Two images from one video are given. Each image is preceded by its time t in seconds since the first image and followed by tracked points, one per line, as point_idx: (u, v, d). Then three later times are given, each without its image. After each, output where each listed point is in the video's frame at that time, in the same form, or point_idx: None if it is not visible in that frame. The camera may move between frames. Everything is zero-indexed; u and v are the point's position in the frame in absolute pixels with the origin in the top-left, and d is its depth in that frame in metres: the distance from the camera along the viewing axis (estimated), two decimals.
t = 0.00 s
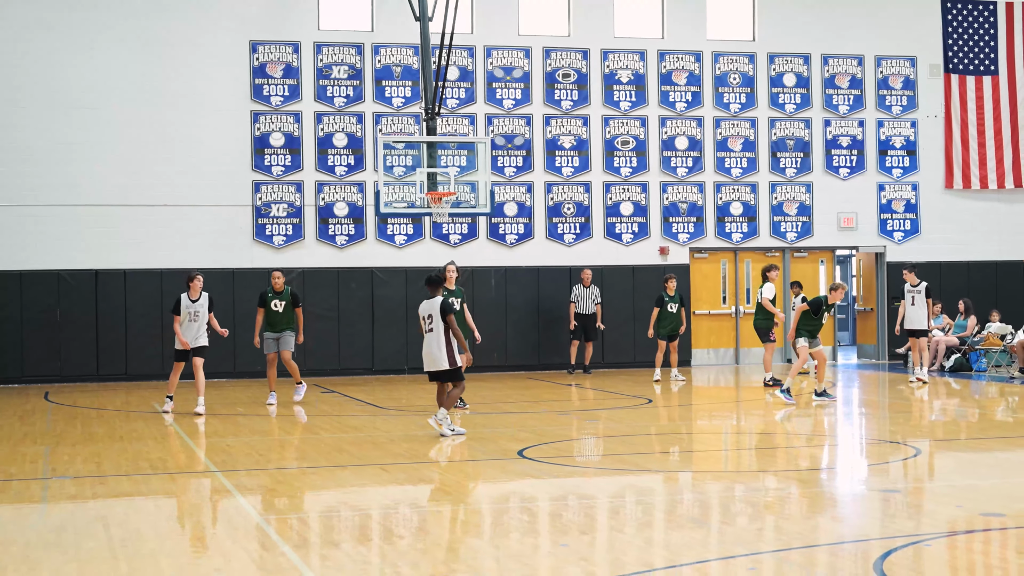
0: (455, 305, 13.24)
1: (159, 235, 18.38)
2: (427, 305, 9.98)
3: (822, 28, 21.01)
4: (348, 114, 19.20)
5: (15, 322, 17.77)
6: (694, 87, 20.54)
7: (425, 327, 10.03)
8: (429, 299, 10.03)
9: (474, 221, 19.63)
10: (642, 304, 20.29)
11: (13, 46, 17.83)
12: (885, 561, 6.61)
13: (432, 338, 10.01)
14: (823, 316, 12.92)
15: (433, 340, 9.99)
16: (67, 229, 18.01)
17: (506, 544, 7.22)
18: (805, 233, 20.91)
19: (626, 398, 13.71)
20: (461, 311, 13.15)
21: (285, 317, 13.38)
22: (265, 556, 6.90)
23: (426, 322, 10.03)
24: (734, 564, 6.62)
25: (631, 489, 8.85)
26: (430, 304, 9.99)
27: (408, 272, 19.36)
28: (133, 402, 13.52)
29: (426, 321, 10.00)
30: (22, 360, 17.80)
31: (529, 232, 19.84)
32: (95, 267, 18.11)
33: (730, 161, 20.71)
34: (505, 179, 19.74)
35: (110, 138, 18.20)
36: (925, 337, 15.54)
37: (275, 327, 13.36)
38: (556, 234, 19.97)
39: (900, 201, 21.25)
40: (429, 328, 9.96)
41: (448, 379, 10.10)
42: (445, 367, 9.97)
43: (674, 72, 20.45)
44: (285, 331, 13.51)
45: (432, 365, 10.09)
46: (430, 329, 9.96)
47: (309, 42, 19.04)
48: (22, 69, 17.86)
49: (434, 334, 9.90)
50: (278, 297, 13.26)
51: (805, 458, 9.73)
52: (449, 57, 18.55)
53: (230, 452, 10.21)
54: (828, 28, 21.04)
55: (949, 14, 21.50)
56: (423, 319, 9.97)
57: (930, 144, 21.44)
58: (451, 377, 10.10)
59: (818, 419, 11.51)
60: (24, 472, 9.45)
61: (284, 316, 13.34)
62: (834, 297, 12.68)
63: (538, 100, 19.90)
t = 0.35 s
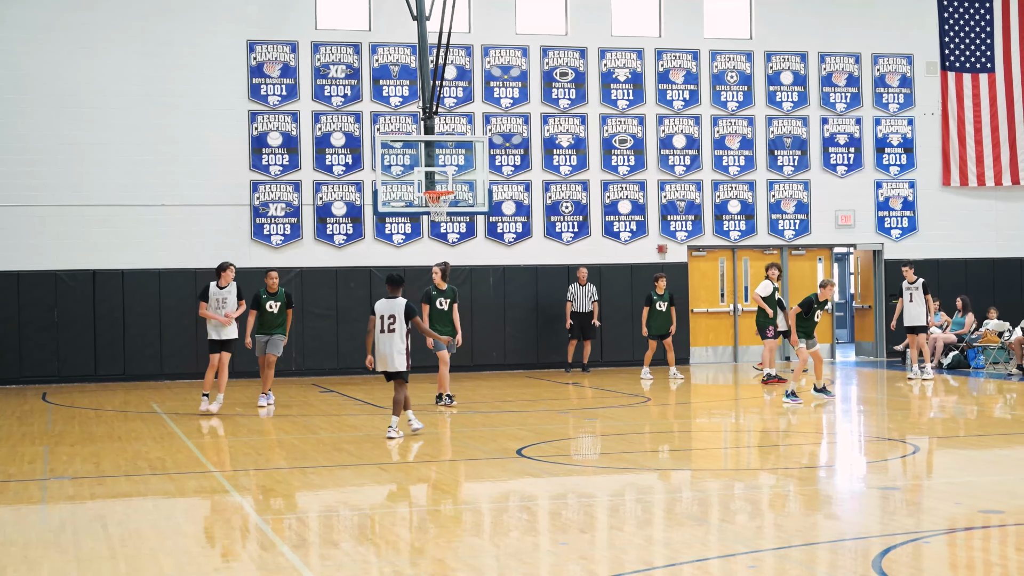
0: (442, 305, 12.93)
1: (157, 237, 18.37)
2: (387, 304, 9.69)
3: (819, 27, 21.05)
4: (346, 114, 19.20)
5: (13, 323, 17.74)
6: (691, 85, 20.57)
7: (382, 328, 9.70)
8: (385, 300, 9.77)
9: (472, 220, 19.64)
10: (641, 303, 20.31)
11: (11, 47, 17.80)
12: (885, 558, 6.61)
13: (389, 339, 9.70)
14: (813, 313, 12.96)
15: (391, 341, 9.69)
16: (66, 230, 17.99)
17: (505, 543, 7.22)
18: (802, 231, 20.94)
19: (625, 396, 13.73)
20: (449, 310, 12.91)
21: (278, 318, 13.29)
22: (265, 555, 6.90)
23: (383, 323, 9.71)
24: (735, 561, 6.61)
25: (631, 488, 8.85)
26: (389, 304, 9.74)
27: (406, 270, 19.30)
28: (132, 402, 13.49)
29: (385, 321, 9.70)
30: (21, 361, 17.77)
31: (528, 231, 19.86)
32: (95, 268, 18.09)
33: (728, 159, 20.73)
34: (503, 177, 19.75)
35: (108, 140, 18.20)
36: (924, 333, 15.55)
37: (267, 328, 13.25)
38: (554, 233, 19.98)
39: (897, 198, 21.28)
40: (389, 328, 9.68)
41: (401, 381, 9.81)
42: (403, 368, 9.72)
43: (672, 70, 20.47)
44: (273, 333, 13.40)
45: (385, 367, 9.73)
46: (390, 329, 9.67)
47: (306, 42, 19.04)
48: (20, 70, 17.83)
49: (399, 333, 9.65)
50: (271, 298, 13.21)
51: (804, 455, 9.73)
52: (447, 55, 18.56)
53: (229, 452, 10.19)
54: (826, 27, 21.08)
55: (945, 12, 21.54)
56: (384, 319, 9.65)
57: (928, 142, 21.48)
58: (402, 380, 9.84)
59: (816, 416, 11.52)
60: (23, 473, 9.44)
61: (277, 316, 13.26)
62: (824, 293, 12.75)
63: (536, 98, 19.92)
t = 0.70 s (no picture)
0: (425, 304, 12.84)
1: (149, 237, 18.34)
2: (334, 314, 9.68)
3: (810, 27, 21.07)
4: (337, 113, 19.19)
5: (3, 323, 17.71)
6: (682, 85, 20.58)
7: (332, 338, 9.65)
8: (325, 311, 9.71)
9: (463, 220, 19.64)
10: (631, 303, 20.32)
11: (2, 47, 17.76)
12: (874, 558, 6.61)
13: (342, 347, 9.70)
14: (806, 310, 12.93)
15: (345, 349, 9.71)
16: (57, 230, 17.95)
17: (495, 543, 7.22)
18: (793, 231, 20.97)
19: (615, 396, 13.74)
20: (431, 308, 12.83)
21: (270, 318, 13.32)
22: (254, 556, 6.88)
23: (331, 332, 9.66)
24: (725, 561, 6.61)
25: (622, 488, 8.85)
26: (331, 314, 9.71)
27: (397, 270, 19.33)
28: (122, 402, 13.46)
29: (337, 330, 9.67)
30: (11, 360, 17.73)
31: (519, 230, 19.85)
32: (86, 268, 18.06)
33: (719, 159, 20.75)
34: (494, 177, 19.74)
35: (100, 140, 18.17)
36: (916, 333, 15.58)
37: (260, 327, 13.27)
38: (546, 232, 19.98)
39: (888, 198, 21.32)
40: (340, 336, 9.68)
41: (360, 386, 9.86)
42: (362, 372, 9.80)
43: (663, 70, 20.48)
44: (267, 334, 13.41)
45: (344, 375, 9.72)
46: (343, 337, 9.68)
47: (298, 41, 19.03)
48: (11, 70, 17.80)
49: (352, 340, 9.71)
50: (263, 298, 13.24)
51: (794, 454, 9.74)
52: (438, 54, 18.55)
53: (219, 452, 10.17)
54: (817, 28, 21.10)
55: (936, 13, 21.57)
56: (336, 328, 9.63)
57: (918, 142, 21.51)
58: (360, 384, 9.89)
59: (805, 415, 11.53)
60: (12, 472, 9.41)
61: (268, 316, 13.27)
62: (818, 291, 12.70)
63: (527, 98, 19.92)
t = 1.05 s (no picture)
0: (407, 308, 12.86)
1: (145, 240, 18.34)
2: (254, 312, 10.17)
3: (804, 31, 21.12)
4: (332, 116, 19.20)
5: None
6: (677, 88, 20.61)
7: (255, 335, 10.16)
8: (244, 310, 10.17)
9: (457, 223, 19.65)
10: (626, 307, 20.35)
11: None
12: (869, 562, 6.60)
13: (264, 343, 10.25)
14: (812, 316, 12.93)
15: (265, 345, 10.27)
16: (53, 233, 17.95)
17: (489, 546, 7.21)
18: (788, 234, 20.98)
19: (609, 399, 13.74)
20: (413, 311, 12.84)
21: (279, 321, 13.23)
22: (247, 559, 6.87)
23: (253, 331, 10.16)
24: (720, 565, 6.61)
25: (617, 491, 8.84)
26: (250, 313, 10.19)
27: (392, 273, 19.29)
28: (116, 404, 13.45)
29: (257, 328, 10.19)
30: (5, 363, 17.72)
31: (514, 233, 19.86)
32: (81, 270, 18.05)
33: (713, 163, 20.75)
34: (488, 180, 19.77)
35: (96, 142, 18.17)
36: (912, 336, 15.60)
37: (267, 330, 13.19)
38: (540, 235, 19.97)
39: (883, 202, 21.34)
40: (261, 334, 10.20)
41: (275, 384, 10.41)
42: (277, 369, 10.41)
43: (657, 74, 20.52)
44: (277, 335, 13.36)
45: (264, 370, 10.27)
46: (265, 334, 10.24)
47: (293, 44, 19.04)
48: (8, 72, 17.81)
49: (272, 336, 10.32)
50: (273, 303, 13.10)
51: (788, 458, 9.74)
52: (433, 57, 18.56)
53: (213, 455, 10.16)
54: (811, 32, 21.14)
55: (929, 17, 21.61)
56: (260, 325, 10.15)
57: (913, 146, 21.54)
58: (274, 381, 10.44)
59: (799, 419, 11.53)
60: (4, 474, 9.40)
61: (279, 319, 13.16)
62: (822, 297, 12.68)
63: (521, 101, 19.93)
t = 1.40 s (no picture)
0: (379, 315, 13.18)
1: (141, 244, 18.33)
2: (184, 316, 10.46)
3: (798, 39, 21.15)
4: (326, 123, 19.19)
5: None
6: (672, 96, 20.62)
7: (185, 337, 10.39)
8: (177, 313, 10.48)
9: (451, 229, 19.65)
10: (619, 313, 20.34)
11: None
12: (863, 570, 6.59)
13: (192, 348, 10.47)
14: (798, 324, 12.86)
15: (194, 349, 10.47)
16: (48, 237, 17.93)
17: (483, 553, 7.21)
18: (782, 241, 21.02)
19: (603, 407, 13.74)
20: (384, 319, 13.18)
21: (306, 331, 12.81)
22: (240, 566, 6.87)
23: (183, 332, 10.39)
24: (714, 572, 6.61)
25: (611, 498, 8.83)
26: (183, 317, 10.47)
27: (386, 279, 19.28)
28: (109, 412, 13.42)
29: (187, 331, 10.43)
30: None
31: (508, 240, 19.86)
32: (75, 275, 18.03)
33: (708, 170, 20.76)
34: (482, 187, 19.76)
35: (92, 147, 18.16)
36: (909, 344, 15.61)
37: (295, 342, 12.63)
38: (534, 242, 19.98)
39: (877, 209, 21.36)
40: (191, 337, 10.45)
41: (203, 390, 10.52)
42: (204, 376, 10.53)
43: (652, 81, 20.53)
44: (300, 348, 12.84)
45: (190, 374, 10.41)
46: (194, 338, 10.48)
47: (287, 51, 19.03)
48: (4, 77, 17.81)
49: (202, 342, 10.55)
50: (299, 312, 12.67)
51: (783, 466, 9.74)
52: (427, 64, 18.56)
53: (207, 462, 10.15)
54: (805, 40, 21.17)
55: (923, 24, 21.64)
56: (190, 328, 10.42)
57: (906, 154, 21.56)
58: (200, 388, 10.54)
59: (793, 427, 11.53)
60: None
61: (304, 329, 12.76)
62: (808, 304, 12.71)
63: (516, 108, 19.94)
